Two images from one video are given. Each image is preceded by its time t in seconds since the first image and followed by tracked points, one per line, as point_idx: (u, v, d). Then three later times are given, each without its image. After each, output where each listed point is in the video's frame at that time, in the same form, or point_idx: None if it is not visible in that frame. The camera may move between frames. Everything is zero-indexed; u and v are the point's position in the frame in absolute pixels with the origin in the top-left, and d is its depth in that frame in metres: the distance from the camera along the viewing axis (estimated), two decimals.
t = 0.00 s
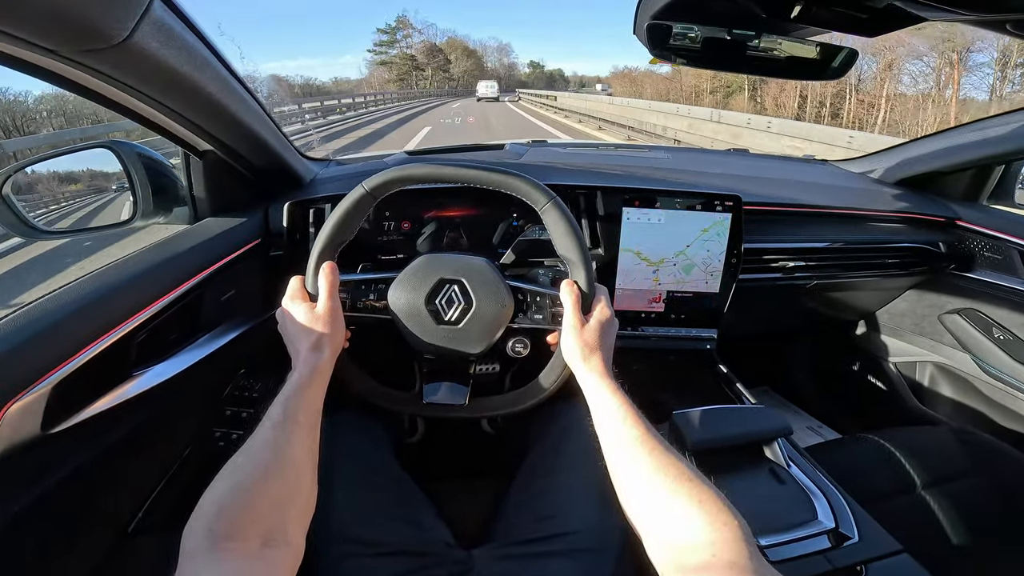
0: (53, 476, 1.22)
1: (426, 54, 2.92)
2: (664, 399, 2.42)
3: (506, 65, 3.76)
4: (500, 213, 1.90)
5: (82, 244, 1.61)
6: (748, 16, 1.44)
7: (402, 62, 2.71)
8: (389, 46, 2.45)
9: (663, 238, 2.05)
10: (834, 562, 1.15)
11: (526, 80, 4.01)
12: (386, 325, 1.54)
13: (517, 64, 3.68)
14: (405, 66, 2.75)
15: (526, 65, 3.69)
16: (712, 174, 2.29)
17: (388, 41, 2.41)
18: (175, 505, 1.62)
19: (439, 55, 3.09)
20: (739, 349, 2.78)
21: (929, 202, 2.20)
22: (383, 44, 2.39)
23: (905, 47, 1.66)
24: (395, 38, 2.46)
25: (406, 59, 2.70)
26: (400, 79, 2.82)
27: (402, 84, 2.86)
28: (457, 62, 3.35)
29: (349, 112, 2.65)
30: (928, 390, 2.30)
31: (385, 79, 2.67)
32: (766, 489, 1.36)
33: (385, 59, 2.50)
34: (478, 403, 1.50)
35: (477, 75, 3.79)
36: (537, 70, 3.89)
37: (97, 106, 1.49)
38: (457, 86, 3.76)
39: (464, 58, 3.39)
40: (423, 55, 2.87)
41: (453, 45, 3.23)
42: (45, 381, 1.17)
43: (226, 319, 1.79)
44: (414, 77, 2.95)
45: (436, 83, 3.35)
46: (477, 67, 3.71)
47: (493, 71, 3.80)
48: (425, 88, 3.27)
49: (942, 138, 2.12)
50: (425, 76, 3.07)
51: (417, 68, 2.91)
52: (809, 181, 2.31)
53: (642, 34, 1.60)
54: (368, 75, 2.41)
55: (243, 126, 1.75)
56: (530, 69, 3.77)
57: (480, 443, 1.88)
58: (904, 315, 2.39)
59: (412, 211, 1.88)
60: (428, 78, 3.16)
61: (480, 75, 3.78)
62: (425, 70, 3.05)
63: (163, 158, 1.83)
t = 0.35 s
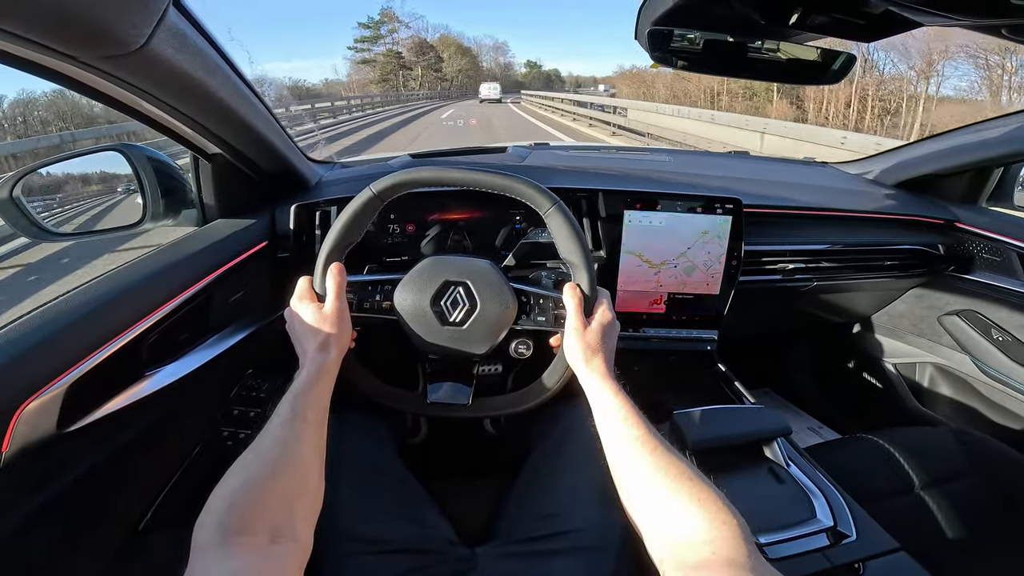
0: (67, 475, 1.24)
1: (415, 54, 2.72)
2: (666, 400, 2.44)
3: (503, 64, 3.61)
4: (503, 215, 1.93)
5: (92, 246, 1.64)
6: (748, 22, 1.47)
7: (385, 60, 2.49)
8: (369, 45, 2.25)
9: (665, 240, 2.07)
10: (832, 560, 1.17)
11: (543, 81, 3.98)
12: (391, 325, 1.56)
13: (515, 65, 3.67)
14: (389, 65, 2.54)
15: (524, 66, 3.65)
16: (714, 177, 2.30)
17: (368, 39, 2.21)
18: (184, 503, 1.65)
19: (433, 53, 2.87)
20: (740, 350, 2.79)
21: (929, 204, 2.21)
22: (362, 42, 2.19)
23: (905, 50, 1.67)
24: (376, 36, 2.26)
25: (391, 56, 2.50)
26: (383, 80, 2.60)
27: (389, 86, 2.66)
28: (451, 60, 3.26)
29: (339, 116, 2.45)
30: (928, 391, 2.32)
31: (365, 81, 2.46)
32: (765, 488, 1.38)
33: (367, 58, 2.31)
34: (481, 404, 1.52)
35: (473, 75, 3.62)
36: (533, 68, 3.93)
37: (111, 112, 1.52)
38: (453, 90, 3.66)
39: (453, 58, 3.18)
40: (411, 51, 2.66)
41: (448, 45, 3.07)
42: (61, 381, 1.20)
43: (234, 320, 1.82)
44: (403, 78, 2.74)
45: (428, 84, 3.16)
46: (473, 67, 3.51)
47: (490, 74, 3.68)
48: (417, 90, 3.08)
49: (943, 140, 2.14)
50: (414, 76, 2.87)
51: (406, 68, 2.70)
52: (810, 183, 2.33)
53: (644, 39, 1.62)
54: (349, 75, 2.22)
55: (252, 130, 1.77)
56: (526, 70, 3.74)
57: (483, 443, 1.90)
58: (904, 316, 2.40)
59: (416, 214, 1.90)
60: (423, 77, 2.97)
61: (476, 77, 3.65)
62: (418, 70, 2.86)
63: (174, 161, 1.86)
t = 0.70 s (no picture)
0: (63, 475, 1.24)
1: (394, 50, 2.57)
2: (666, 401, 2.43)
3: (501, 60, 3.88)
4: (503, 215, 1.91)
5: (89, 246, 1.63)
6: (749, 20, 1.45)
7: (362, 57, 2.36)
8: (345, 37, 2.11)
9: (665, 240, 2.06)
10: (834, 563, 1.16)
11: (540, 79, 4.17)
12: (390, 326, 1.55)
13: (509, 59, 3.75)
14: (367, 61, 2.40)
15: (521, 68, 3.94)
16: (715, 177, 2.29)
17: (344, 31, 2.08)
18: (181, 504, 1.64)
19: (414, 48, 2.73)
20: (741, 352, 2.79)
21: (932, 205, 2.20)
22: (338, 34, 2.06)
23: (908, 50, 1.66)
24: (354, 27, 2.14)
25: (368, 51, 2.36)
26: (364, 79, 2.47)
27: (368, 86, 2.52)
28: (439, 56, 3.18)
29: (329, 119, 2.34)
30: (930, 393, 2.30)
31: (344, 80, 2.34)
32: (766, 490, 1.37)
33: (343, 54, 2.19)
34: (481, 405, 1.51)
35: (469, 76, 3.87)
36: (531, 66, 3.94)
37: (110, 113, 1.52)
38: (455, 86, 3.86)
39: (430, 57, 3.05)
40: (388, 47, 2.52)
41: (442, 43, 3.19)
42: (56, 381, 1.19)
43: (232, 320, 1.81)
44: (384, 77, 2.61)
45: (414, 82, 3.02)
46: (468, 65, 3.74)
47: (485, 74, 4.00)
48: (403, 89, 2.95)
49: (945, 140, 2.13)
50: (398, 74, 2.73)
51: (386, 66, 2.58)
52: (811, 184, 2.32)
53: (644, 39, 1.62)
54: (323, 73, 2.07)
55: (251, 129, 1.77)
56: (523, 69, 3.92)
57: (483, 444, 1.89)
58: (905, 317, 2.38)
59: (416, 214, 1.89)
60: (403, 76, 2.84)
61: (474, 78, 3.96)
62: (398, 68, 2.73)
63: (172, 161, 1.86)
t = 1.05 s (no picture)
0: (60, 477, 1.23)
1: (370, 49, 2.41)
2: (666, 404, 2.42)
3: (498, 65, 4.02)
4: (503, 218, 1.91)
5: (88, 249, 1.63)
6: (749, 21, 1.45)
7: (330, 54, 2.13)
8: (313, 32, 1.95)
9: (665, 242, 2.06)
10: (835, 567, 1.15)
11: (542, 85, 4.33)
12: (389, 328, 1.55)
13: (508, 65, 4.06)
14: (337, 57, 2.16)
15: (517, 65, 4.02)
16: (715, 178, 2.28)
17: (311, 26, 1.92)
18: (180, 507, 1.64)
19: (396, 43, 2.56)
20: (742, 355, 2.78)
21: (934, 206, 2.19)
22: (305, 29, 1.90)
23: (909, 49, 1.66)
24: (321, 19, 1.96)
25: (339, 44, 2.12)
26: (336, 80, 2.24)
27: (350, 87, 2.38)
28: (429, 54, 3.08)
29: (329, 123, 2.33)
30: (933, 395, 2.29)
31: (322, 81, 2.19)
32: (767, 493, 1.36)
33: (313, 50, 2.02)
34: (480, 408, 1.50)
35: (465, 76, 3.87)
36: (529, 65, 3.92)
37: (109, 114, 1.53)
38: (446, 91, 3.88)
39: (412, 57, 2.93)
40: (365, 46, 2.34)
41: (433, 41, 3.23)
42: (54, 382, 1.19)
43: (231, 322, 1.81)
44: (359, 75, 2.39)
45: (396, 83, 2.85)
46: (463, 66, 3.64)
47: (481, 75, 3.94)
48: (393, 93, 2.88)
49: (947, 141, 2.12)
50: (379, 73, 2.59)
51: (362, 63, 2.37)
52: (813, 185, 2.31)
53: (644, 40, 1.61)
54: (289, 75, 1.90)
55: (250, 132, 1.77)
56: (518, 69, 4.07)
57: (483, 447, 1.89)
58: (908, 319, 2.35)
59: (416, 216, 1.89)
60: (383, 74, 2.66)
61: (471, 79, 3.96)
62: (376, 65, 2.53)
63: (172, 164, 1.86)
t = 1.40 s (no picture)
0: (61, 480, 1.23)
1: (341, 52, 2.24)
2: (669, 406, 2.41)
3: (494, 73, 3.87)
4: (506, 220, 1.91)
5: (91, 250, 1.64)
6: (751, 24, 1.46)
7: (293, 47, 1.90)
8: (265, 22, 1.68)
9: (668, 244, 2.06)
10: (839, 568, 1.15)
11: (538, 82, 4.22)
12: (391, 329, 1.55)
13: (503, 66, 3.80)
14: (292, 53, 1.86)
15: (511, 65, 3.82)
16: (717, 180, 2.28)
17: (262, 15, 1.65)
18: (183, 508, 1.64)
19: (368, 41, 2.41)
20: (745, 361, 2.80)
21: (937, 208, 2.19)
22: (255, 19, 1.63)
23: (911, 49, 1.65)
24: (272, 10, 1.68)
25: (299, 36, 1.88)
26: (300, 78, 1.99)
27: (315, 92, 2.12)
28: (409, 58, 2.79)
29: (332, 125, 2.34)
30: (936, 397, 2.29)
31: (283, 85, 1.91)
32: (771, 494, 1.35)
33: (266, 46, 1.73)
34: (483, 410, 1.50)
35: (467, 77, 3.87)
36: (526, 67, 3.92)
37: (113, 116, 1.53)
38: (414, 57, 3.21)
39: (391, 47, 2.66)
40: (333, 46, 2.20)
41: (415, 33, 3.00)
42: (59, 384, 1.19)
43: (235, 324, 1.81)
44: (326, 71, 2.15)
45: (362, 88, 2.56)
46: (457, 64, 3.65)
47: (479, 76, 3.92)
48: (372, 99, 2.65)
49: (949, 143, 2.11)
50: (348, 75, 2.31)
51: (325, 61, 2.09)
52: (815, 187, 2.30)
53: (647, 43, 1.62)
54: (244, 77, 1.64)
55: (254, 134, 1.77)
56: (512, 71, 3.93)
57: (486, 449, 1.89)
58: (908, 321, 2.34)
59: (418, 219, 1.89)
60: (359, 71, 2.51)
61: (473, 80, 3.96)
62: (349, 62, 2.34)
63: (175, 166, 1.87)
